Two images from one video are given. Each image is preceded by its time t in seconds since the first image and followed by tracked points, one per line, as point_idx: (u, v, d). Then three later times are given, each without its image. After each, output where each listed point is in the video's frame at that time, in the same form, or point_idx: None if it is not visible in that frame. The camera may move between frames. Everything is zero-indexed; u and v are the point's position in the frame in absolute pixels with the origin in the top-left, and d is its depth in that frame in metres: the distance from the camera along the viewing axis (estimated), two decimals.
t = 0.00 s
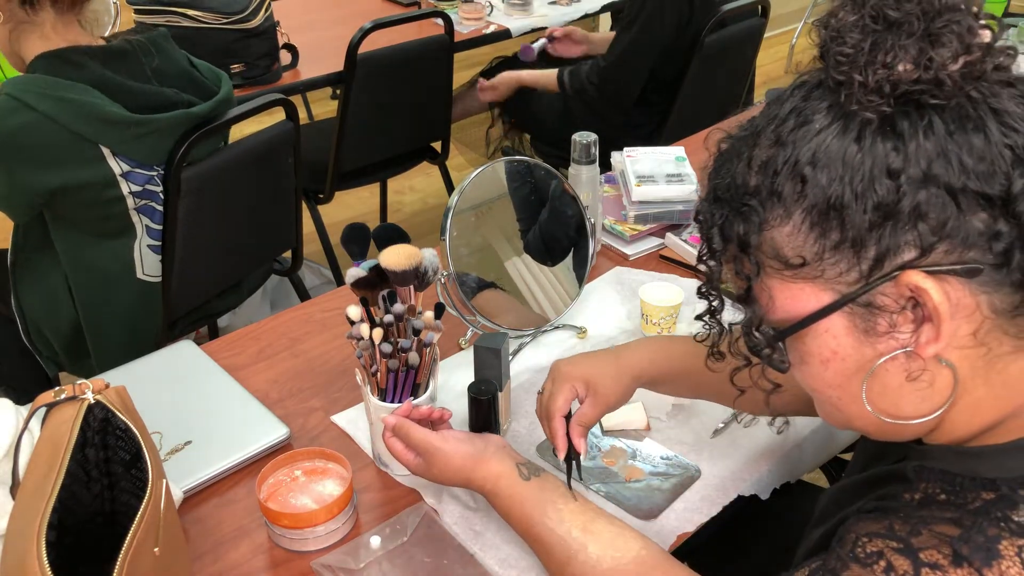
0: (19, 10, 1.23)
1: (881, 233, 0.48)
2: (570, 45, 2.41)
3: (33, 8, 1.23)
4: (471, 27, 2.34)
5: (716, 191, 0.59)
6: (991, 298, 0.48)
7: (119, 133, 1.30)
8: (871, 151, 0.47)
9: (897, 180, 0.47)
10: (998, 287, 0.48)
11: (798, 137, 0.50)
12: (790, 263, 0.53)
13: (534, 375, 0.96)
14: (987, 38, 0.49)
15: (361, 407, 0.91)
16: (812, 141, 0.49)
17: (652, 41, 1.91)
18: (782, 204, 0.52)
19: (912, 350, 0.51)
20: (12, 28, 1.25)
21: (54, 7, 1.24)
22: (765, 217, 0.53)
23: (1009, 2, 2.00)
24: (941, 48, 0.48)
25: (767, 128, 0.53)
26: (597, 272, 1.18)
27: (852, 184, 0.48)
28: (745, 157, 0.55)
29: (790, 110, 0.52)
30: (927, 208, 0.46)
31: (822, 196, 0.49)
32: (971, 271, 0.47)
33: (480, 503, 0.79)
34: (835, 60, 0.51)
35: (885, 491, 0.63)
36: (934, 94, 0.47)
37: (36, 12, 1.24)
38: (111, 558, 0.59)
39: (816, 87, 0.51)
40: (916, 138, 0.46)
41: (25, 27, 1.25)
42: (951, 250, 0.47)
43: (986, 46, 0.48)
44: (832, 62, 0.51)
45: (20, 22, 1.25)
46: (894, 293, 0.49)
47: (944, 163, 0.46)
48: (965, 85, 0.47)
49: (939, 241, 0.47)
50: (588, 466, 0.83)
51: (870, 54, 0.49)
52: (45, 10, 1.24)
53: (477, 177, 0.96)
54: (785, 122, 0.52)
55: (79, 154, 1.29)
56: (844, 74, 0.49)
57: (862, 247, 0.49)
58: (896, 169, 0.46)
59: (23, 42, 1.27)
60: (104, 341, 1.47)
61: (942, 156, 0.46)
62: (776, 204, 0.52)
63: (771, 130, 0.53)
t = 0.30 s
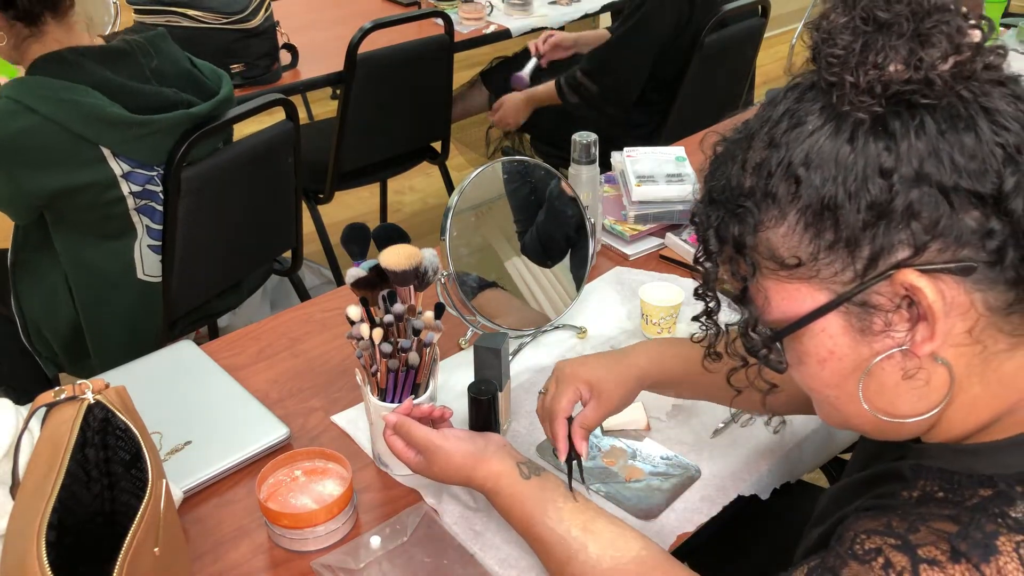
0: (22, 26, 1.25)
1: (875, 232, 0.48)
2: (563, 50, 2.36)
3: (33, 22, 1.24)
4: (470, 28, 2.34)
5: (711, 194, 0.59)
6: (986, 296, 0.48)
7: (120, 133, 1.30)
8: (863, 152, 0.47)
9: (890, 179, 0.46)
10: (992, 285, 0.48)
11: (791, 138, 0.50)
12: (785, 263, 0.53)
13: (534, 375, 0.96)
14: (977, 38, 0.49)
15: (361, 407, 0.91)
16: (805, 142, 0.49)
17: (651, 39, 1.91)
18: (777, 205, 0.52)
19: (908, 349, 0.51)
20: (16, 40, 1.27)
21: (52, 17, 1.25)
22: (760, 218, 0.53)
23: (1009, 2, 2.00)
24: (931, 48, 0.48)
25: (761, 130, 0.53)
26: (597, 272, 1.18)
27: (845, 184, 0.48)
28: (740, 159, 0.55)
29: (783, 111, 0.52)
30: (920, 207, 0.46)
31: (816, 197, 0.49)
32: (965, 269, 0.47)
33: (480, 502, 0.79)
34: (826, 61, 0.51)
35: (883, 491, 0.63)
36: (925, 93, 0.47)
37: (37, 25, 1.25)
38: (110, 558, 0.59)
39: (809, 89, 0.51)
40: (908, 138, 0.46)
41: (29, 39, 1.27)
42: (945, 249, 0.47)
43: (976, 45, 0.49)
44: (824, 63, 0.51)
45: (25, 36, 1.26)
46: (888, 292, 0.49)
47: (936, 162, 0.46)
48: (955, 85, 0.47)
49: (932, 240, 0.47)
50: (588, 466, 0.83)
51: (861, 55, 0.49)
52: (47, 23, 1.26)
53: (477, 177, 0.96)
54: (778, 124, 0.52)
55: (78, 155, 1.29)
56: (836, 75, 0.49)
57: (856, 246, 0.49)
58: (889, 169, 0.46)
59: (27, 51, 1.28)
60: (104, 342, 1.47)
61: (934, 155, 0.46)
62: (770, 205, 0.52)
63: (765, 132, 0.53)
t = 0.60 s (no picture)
0: (12, 29, 1.25)
1: (869, 235, 0.48)
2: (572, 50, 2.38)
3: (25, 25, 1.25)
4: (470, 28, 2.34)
5: (707, 197, 0.59)
6: (980, 298, 0.48)
7: (120, 135, 1.30)
8: (857, 155, 0.47)
9: (883, 182, 0.46)
10: (987, 288, 0.48)
11: (786, 142, 0.50)
12: (780, 266, 0.53)
13: (534, 375, 0.96)
14: (969, 40, 0.49)
15: (361, 407, 0.91)
16: (799, 145, 0.49)
17: (653, 41, 1.91)
18: (771, 208, 0.52)
19: (903, 351, 0.51)
20: (8, 43, 1.28)
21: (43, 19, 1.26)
22: (755, 221, 0.53)
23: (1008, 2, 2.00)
24: (923, 51, 0.48)
25: (756, 134, 0.53)
26: (597, 272, 1.18)
27: (839, 187, 0.48)
28: (735, 162, 0.55)
29: (778, 114, 0.52)
30: (914, 209, 0.46)
31: (809, 200, 0.49)
32: (959, 271, 0.47)
33: (480, 502, 0.79)
34: (820, 65, 0.51)
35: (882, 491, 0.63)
36: (917, 96, 0.47)
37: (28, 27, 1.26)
38: (110, 559, 0.59)
39: (803, 92, 0.52)
40: (901, 141, 0.46)
41: (20, 41, 1.27)
42: (939, 251, 0.47)
43: (968, 49, 0.49)
44: (816, 66, 0.51)
45: (14, 39, 1.27)
46: (883, 294, 0.49)
47: (929, 164, 0.46)
48: (948, 88, 0.47)
49: (926, 242, 0.47)
50: (588, 466, 0.83)
51: (854, 58, 0.49)
52: (36, 24, 1.26)
53: (477, 177, 0.96)
54: (772, 127, 0.52)
55: (78, 155, 1.28)
56: (829, 79, 0.49)
57: (851, 249, 0.49)
58: (882, 171, 0.46)
59: (19, 52, 1.29)
60: (105, 343, 1.47)
61: (927, 158, 0.46)
62: (765, 208, 0.52)
63: (759, 135, 0.53)
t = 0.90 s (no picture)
0: None
1: (866, 233, 0.48)
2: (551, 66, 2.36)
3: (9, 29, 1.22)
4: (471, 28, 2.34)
5: (706, 197, 0.59)
6: (978, 297, 0.48)
7: (116, 136, 1.30)
8: (854, 154, 0.47)
9: (880, 181, 0.47)
10: (984, 287, 0.48)
11: (783, 141, 0.50)
12: (778, 265, 0.53)
13: (534, 375, 0.96)
14: (966, 39, 0.49)
15: (361, 407, 0.91)
16: (797, 145, 0.49)
17: (657, 39, 1.92)
18: (769, 207, 0.52)
19: (902, 349, 0.51)
20: None
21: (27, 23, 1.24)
22: (754, 220, 0.53)
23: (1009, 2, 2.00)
24: (919, 51, 0.48)
25: (754, 133, 0.54)
26: (597, 272, 1.18)
27: (836, 186, 0.48)
28: (735, 161, 0.55)
29: (775, 115, 0.52)
30: (910, 208, 0.46)
31: (807, 198, 0.49)
32: (955, 270, 0.47)
33: (480, 502, 0.79)
34: (817, 63, 0.51)
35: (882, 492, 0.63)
36: (914, 96, 0.47)
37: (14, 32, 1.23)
38: (110, 560, 0.59)
39: (801, 92, 0.52)
40: (898, 139, 0.46)
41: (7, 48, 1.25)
42: (935, 250, 0.47)
43: (965, 48, 0.49)
44: (814, 65, 0.51)
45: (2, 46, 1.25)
46: (881, 293, 0.49)
47: (926, 163, 0.46)
48: (944, 87, 0.47)
49: (922, 241, 0.47)
50: (588, 466, 0.83)
51: (851, 58, 0.49)
52: (21, 29, 1.24)
53: (477, 177, 0.96)
54: (770, 127, 0.52)
55: (75, 158, 1.28)
56: (827, 78, 0.49)
57: (849, 248, 0.49)
58: (880, 169, 0.46)
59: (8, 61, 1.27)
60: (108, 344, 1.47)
61: (924, 157, 0.46)
62: (763, 207, 0.52)
63: (758, 134, 0.53)
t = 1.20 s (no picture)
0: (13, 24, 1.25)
1: (976, 174, 0.47)
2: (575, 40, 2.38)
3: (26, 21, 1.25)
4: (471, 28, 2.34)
5: (796, 129, 0.58)
6: None
7: (118, 134, 1.30)
8: (979, 96, 0.47)
9: (1003, 125, 0.46)
10: None
11: (903, 76, 0.50)
12: (873, 201, 0.52)
13: (534, 375, 0.96)
14: None
15: (362, 407, 0.91)
16: (918, 82, 0.49)
17: (659, 41, 1.92)
18: (876, 139, 0.51)
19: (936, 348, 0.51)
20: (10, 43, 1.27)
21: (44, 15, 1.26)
22: (857, 150, 0.52)
23: (1009, 1, 2.00)
24: None
25: (869, 70, 0.53)
26: (597, 272, 1.18)
27: (953, 124, 0.47)
28: (840, 94, 0.54)
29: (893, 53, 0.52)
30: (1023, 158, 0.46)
31: (920, 133, 0.49)
32: None
33: (480, 502, 0.79)
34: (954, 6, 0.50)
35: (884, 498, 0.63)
36: None
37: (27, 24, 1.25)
38: (111, 561, 0.59)
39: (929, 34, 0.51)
40: None
41: (23, 40, 1.27)
42: None
43: None
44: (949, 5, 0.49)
45: (17, 35, 1.26)
46: (976, 240, 0.48)
47: None
48: None
49: None
50: (588, 467, 0.83)
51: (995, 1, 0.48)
52: (37, 20, 1.26)
53: (478, 178, 0.96)
54: (887, 65, 0.52)
55: (75, 154, 1.28)
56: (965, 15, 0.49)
57: (955, 188, 0.48)
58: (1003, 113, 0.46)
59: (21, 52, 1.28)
60: (105, 343, 1.47)
61: None
62: (870, 139, 0.51)
63: (873, 70, 0.52)
